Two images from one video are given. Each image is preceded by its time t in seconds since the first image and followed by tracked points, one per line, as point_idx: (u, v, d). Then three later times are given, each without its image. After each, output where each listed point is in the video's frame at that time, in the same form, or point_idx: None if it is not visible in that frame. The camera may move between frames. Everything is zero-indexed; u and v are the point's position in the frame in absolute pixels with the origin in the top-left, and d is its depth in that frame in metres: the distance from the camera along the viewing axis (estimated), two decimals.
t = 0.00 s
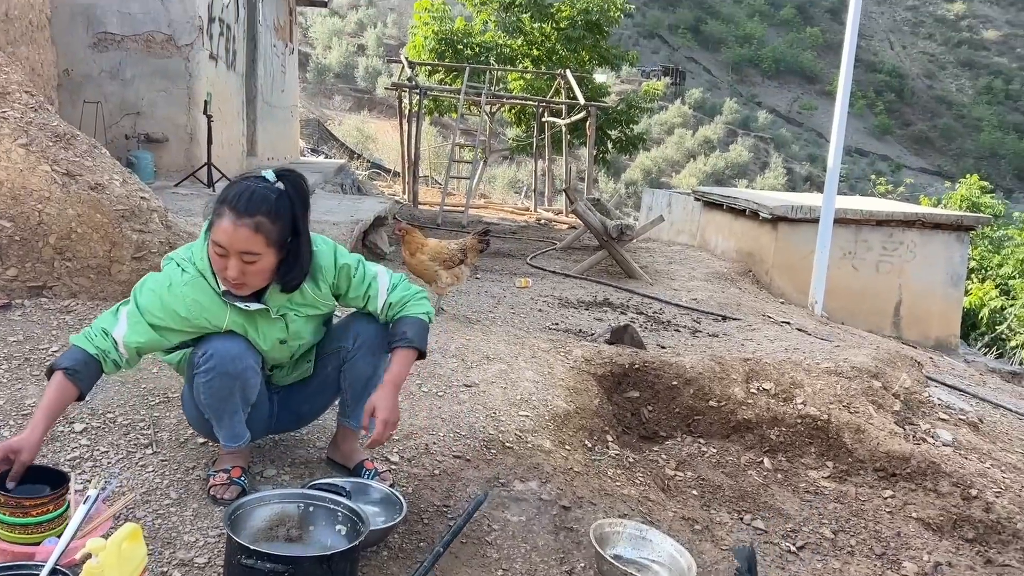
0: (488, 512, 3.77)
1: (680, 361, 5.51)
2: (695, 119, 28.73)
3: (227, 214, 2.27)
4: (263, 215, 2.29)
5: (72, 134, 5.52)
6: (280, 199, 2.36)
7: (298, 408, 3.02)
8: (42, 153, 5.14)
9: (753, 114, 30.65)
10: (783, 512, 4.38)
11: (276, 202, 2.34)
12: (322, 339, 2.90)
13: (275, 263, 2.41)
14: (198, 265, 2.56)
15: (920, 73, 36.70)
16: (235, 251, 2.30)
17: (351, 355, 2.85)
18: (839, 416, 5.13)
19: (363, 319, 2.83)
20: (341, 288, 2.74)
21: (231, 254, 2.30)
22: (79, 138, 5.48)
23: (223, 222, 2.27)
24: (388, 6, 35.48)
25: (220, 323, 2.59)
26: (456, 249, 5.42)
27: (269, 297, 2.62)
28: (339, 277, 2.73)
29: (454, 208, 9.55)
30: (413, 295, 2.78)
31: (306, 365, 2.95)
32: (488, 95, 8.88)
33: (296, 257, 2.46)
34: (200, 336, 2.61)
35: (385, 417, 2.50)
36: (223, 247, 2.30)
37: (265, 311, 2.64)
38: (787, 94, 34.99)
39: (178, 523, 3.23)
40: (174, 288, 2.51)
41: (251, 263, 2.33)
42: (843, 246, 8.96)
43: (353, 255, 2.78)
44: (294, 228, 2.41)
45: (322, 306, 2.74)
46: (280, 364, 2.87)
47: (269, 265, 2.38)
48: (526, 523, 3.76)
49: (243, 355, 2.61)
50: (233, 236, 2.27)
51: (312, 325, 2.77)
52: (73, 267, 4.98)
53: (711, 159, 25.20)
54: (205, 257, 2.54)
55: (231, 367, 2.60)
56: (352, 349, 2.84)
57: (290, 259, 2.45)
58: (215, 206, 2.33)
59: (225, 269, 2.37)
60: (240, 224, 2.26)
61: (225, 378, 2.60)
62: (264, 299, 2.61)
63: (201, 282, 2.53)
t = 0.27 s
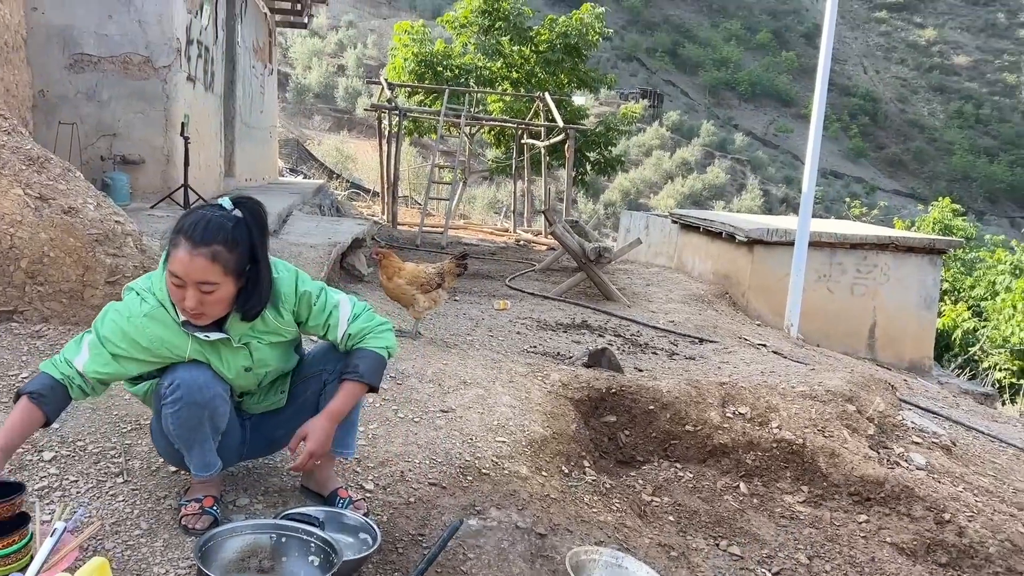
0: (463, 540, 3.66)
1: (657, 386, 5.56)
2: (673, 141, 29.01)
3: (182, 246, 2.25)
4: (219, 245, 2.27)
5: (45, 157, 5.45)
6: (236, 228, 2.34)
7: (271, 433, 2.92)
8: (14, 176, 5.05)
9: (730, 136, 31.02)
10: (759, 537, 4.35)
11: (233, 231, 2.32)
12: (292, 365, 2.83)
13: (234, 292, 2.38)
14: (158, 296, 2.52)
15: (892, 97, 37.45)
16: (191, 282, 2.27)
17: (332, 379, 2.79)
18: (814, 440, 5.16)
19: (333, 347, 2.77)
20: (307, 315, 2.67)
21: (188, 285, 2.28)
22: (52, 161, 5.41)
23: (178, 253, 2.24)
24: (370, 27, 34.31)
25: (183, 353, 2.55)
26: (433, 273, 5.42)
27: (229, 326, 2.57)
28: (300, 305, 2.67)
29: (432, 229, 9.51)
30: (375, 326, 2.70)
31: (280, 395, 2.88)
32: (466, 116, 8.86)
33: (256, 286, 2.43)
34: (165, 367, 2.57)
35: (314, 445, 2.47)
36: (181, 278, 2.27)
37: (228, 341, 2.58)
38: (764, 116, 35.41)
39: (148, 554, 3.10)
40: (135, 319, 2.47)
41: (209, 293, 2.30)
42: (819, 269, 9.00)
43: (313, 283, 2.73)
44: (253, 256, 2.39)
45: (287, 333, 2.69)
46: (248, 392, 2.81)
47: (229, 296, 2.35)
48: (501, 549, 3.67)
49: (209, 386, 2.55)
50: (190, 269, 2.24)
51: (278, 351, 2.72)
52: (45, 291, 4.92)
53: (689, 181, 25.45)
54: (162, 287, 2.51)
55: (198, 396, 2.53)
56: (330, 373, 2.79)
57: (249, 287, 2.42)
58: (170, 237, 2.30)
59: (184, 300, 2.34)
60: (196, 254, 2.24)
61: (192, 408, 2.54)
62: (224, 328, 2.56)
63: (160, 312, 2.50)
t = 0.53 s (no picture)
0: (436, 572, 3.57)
1: (633, 410, 5.55)
2: (650, 163, 29.16)
3: (164, 280, 2.15)
4: (204, 277, 2.20)
5: (16, 180, 5.33)
6: (213, 256, 2.27)
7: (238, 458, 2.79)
8: None
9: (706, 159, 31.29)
10: (733, 564, 4.36)
11: (213, 262, 2.26)
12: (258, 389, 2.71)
13: (216, 320, 2.32)
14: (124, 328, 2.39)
15: (865, 120, 36.39)
16: (178, 317, 2.19)
17: (292, 403, 2.68)
18: (789, 465, 5.19)
19: (299, 370, 2.67)
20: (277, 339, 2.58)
21: (175, 321, 2.20)
22: (23, 184, 5.28)
23: (162, 289, 2.15)
24: (349, 46, 32.55)
25: (154, 384, 2.41)
26: (408, 298, 5.39)
27: (202, 353, 2.44)
28: (270, 327, 2.58)
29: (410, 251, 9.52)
30: (347, 343, 2.65)
31: (247, 422, 2.75)
32: (444, 138, 8.86)
33: (234, 312, 2.38)
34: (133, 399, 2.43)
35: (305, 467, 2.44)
36: (166, 315, 2.18)
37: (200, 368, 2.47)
38: (739, 139, 35.24)
39: None
40: (103, 354, 2.35)
41: (200, 325, 2.25)
42: (793, 291, 8.96)
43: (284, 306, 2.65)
44: (233, 281, 2.33)
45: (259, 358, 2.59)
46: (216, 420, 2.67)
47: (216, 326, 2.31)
48: None
49: (184, 417, 2.43)
50: (181, 307, 2.17)
51: (250, 376, 2.61)
52: (12, 317, 4.85)
53: (665, 203, 25.70)
54: (133, 317, 2.38)
55: (173, 427, 2.40)
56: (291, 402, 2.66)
57: (230, 314, 2.37)
58: (145, 271, 2.19)
59: (167, 335, 2.25)
60: (180, 289, 2.15)
61: (166, 440, 2.40)
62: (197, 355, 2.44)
63: (129, 343, 2.37)
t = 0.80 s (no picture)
0: None
1: (606, 437, 5.46)
2: (626, 185, 27.83)
3: (176, 301, 2.07)
4: (212, 290, 2.15)
5: None
6: (210, 273, 2.21)
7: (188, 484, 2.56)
8: None
9: (682, 182, 29.68)
10: None
11: (214, 274, 2.20)
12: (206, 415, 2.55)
13: (220, 330, 2.27)
14: (119, 352, 2.16)
15: (837, 145, 33.86)
16: (193, 335, 2.13)
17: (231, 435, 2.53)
18: (761, 492, 5.17)
19: (244, 391, 2.54)
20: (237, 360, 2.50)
21: (189, 340, 2.13)
22: None
23: (175, 311, 2.08)
24: (326, 67, 30.54)
25: (159, 414, 2.26)
26: (381, 325, 5.35)
27: (195, 370, 2.34)
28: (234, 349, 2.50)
29: (386, 272, 9.49)
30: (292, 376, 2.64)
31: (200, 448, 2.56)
32: (421, 160, 8.82)
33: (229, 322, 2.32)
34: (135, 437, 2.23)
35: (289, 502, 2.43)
36: (181, 335, 2.11)
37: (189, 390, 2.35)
38: (713, 161, 32.69)
39: None
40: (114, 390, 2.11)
41: (211, 341, 2.20)
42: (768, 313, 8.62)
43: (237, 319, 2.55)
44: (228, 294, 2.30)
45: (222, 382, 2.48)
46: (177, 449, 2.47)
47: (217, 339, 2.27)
48: None
49: (189, 445, 2.32)
50: (202, 324, 2.12)
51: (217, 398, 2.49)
52: None
53: (641, 225, 24.51)
54: (135, 345, 2.16)
55: (180, 469, 2.30)
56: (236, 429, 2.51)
57: (228, 323, 2.31)
58: (149, 295, 2.09)
59: (177, 356, 2.17)
60: (194, 307, 2.09)
61: (177, 474, 2.29)
62: (188, 374, 2.32)
63: (135, 375, 2.17)
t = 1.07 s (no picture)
0: None
1: (577, 462, 5.46)
2: (603, 207, 26.67)
3: (165, 323, 1.94)
4: (203, 313, 2.02)
5: None
6: (198, 293, 2.08)
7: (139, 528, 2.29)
8: None
9: (657, 202, 28.26)
10: None
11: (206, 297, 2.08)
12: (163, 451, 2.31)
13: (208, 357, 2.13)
14: (108, 373, 1.99)
15: (809, 167, 32.64)
16: (182, 359, 1.99)
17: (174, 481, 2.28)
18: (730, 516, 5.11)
19: (204, 434, 2.32)
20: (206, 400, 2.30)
21: (177, 363, 1.99)
22: None
23: (165, 333, 1.94)
24: (302, 88, 29.20)
25: (141, 441, 2.09)
26: (350, 350, 5.34)
27: (178, 398, 2.18)
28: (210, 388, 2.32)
29: (361, 292, 9.45)
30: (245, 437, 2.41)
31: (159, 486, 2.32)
32: (396, 181, 8.81)
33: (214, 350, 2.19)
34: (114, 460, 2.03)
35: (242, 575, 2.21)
36: (169, 358, 1.97)
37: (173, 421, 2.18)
38: (688, 183, 31.39)
39: None
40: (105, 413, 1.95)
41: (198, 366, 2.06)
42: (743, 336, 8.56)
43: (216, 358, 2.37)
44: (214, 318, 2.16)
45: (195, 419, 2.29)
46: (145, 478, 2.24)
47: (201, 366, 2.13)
48: None
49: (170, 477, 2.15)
50: (192, 347, 1.99)
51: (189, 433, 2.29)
52: None
53: (618, 244, 23.51)
54: (120, 366, 1.98)
55: (160, 500, 2.12)
56: (182, 477, 2.25)
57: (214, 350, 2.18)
58: (139, 316, 1.95)
59: (162, 381, 2.02)
60: (185, 329, 1.96)
61: (154, 510, 2.12)
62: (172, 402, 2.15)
63: (120, 397, 1.99)
